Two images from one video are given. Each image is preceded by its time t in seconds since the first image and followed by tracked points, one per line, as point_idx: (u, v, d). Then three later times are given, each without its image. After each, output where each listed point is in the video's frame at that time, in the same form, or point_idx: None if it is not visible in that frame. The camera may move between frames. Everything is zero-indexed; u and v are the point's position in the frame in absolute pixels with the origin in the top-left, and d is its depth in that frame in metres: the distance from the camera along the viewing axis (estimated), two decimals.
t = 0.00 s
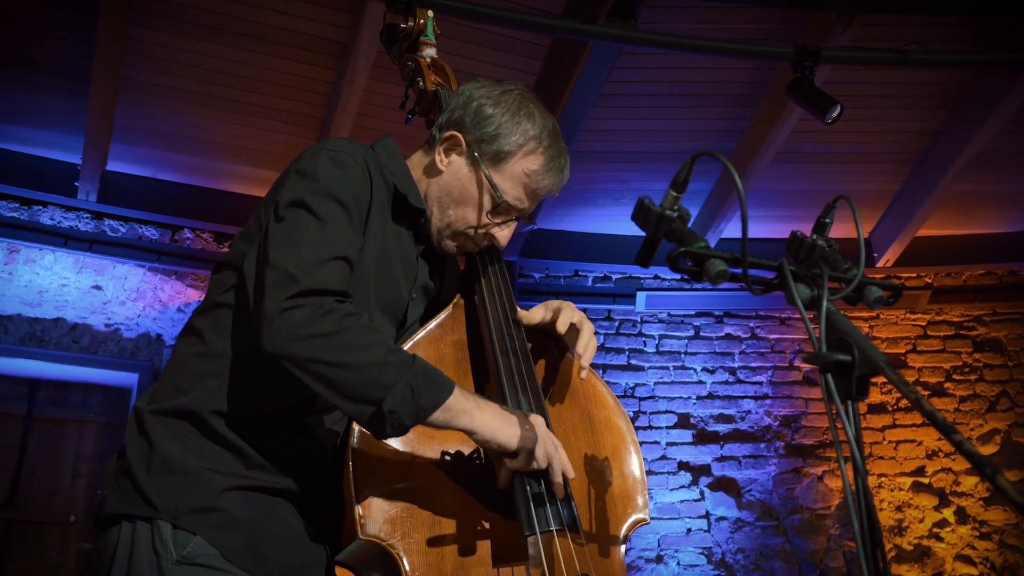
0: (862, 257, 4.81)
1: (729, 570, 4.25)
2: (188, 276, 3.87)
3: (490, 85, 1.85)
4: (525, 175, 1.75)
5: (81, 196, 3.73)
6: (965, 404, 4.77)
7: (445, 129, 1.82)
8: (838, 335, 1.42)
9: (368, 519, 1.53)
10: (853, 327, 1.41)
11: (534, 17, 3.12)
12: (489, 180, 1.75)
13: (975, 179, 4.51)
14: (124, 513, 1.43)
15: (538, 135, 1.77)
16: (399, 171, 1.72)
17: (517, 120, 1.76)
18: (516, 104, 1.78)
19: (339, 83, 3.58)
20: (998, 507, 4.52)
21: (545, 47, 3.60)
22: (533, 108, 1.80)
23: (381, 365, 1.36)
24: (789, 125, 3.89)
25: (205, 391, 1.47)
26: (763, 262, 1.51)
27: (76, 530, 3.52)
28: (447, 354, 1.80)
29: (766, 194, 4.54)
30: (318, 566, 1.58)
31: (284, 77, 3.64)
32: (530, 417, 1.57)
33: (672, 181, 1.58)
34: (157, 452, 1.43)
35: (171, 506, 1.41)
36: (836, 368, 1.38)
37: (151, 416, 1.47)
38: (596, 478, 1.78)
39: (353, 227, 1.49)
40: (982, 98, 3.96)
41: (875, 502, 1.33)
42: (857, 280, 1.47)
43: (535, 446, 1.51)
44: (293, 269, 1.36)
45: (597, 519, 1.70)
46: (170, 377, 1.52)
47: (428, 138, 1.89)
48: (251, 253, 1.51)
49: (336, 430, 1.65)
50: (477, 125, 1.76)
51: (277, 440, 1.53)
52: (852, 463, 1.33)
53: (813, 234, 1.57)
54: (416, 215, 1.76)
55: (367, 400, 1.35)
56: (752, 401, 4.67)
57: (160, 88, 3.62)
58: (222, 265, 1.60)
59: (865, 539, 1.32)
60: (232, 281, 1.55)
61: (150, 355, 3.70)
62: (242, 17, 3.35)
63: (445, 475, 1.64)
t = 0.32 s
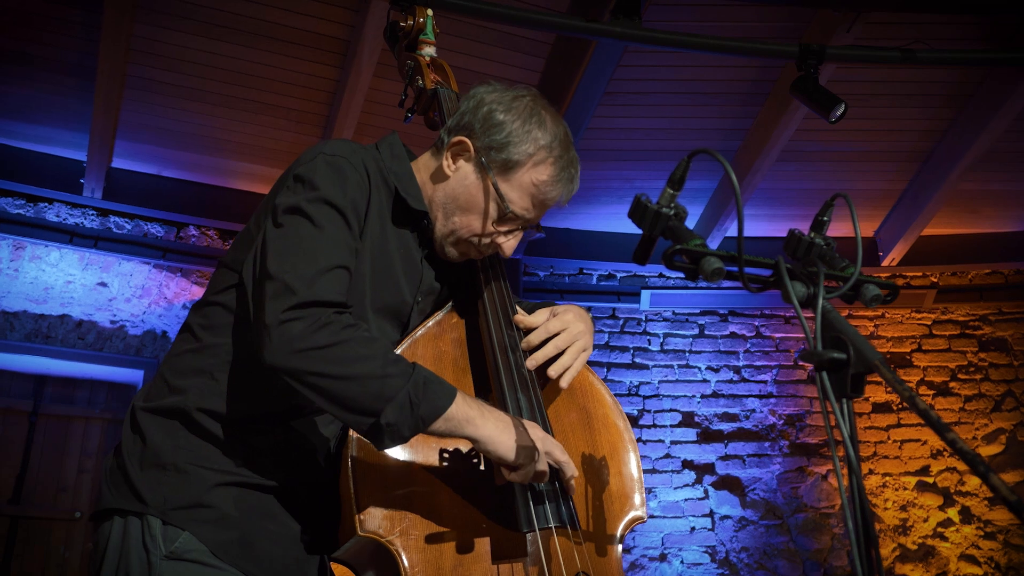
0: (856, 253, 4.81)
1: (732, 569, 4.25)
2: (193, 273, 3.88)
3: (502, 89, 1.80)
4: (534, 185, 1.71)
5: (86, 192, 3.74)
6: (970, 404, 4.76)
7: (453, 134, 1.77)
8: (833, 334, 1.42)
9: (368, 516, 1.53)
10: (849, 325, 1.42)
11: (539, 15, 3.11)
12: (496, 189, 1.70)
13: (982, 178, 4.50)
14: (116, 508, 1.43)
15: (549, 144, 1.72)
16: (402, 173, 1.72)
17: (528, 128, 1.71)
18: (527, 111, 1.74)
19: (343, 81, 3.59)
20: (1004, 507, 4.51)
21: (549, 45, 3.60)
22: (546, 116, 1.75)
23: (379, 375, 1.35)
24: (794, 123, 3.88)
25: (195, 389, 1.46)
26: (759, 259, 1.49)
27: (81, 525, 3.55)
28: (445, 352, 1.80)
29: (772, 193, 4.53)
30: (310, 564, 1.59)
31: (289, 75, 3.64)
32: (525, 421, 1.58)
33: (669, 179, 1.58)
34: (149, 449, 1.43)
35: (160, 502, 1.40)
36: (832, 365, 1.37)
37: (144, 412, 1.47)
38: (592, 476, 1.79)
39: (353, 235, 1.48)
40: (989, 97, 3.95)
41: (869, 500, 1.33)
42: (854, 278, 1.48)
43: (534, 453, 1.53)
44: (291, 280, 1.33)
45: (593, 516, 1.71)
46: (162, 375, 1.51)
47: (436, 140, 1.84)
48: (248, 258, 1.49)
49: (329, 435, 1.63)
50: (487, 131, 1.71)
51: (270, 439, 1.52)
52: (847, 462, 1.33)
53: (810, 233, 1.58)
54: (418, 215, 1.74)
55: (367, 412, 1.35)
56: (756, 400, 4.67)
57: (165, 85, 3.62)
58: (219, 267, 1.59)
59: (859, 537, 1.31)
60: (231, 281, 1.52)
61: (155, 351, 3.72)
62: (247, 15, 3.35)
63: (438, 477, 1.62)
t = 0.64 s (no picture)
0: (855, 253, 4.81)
1: (736, 568, 4.24)
2: (197, 271, 3.88)
3: (509, 89, 1.79)
4: (538, 188, 1.71)
5: (90, 191, 3.75)
6: (974, 403, 4.75)
7: (458, 134, 1.77)
8: (827, 332, 1.42)
9: (366, 514, 1.54)
10: (843, 324, 1.41)
11: (542, 13, 3.11)
12: (500, 191, 1.71)
13: (986, 177, 4.49)
14: (119, 505, 1.43)
15: (554, 147, 1.71)
16: (405, 173, 1.71)
17: (534, 131, 1.71)
18: (534, 113, 1.74)
19: (346, 79, 3.59)
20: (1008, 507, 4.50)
21: (552, 43, 3.60)
22: (552, 118, 1.75)
23: (376, 379, 1.37)
24: (797, 121, 3.87)
25: (196, 389, 1.46)
26: (754, 258, 1.50)
27: (86, 522, 3.55)
28: (444, 353, 1.80)
29: (775, 192, 4.52)
30: (313, 562, 1.59)
31: (292, 73, 3.65)
32: (524, 419, 1.57)
33: (664, 178, 1.59)
34: (153, 446, 1.44)
35: (164, 499, 1.41)
36: (826, 364, 1.38)
37: (147, 410, 1.49)
38: (587, 477, 1.79)
39: (353, 238, 1.48)
40: (993, 95, 3.94)
41: (864, 501, 1.33)
42: (850, 278, 1.49)
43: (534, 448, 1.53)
44: (287, 287, 1.33)
45: (586, 517, 1.72)
46: (165, 375, 1.51)
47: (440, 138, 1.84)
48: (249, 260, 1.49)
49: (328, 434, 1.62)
50: (492, 134, 1.71)
51: (270, 437, 1.52)
52: (841, 461, 1.33)
53: (808, 232, 1.58)
54: (422, 217, 1.74)
55: (366, 415, 1.37)
56: (760, 399, 4.67)
57: (169, 83, 3.63)
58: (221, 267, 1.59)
59: (853, 537, 1.32)
60: (233, 282, 1.52)
61: (159, 349, 3.73)
62: (251, 13, 3.36)
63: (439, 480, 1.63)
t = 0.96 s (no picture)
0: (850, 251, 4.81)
1: (740, 567, 4.25)
2: (201, 270, 3.91)
3: (507, 92, 1.79)
4: (535, 191, 1.72)
5: (95, 189, 3.76)
6: (978, 402, 4.74)
7: (457, 135, 1.77)
8: (821, 330, 1.42)
9: (364, 513, 1.54)
10: (837, 321, 1.41)
11: (544, 11, 3.11)
12: (497, 193, 1.71)
13: (990, 175, 4.48)
14: (118, 502, 1.43)
15: (552, 151, 1.72)
16: (400, 172, 1.71)
17: (532, 133, 1.71)
18: (532, 116, 1.74)
19: (349, 78, 3.60)
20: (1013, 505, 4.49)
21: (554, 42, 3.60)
22: (550, 122, 1.75)
23: (377, 371, 1.37)
24: (800, 120, 3.86)
25: (194, 386, 1.47)
26: (749, 256, 1.50)
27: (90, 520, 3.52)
28: (442, 352, 1.81)
29: (778, 190, 4.52)
30: (312, 560, 1.58)
31: (295, 72, 3.65)
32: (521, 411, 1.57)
33: (661, 176, 1.57)
34: (152, 443, 1.44)
35: (163, 496, 1.41)
36: (820, 361, 1.37)
37: (146, 408, 1.49)
38: (583, 478, 1.80)
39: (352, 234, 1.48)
40: (998, 93, 3.93)
41: (857, 497, 1.33)
42: (846, 276, 1.48)
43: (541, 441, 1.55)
44: (288, 285, 1.34)
45: (583, 518, 1.73)
46: (164, 373, 1.52)
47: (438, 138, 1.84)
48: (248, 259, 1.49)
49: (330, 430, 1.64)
50: (490, 136, 1.71)
51: (270, 434, 1.52)
52: (836, 459, 1.33)
53: (804, 229, 1.57)
54: (418, 215, 1.74)
55: (369, 408, 1.37)
56: (763, 397, 4.66)
57: (172, 82, 3.63)
58: (219, 269, 1.59)
59: (847, 534, 1.32)
60: (232, 281, 1.53)
61: (163, 347, 3.74)
62: (254, 12, 3.37)
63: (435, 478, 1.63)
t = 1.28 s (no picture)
0: (850, 248, 4.79)
1: (744, 565, 4.24)
2: (205, 267, 3.93)
3: (505, 91, 1.80)
4: (532, 191, 1.72)
5: (99, 187, 3.77)
6: (984, 400, 4.73)
7: (455, 133, 1.77)
8: (818, 326, 1.41)
9: (359, 509, 1.55)
10: (834, 318, 1.40)
11: (548, 8, 3.10)
12: (495, 192, 1.71)
13: (995, 172, 4.46)
14: (117, 498, 1.44)
15: (549, 151, 1.73)
16: (396, 170, 1.71)
17: (529, 134, 1.72)
18: (530, 116, 1.75)
19: (353, 75, 3.60)
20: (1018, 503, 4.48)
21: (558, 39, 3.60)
22: (546, 122, 1.76)
23: (360, 371, 1.37)
24: (804, 117, 3.86)
25: (192, 383, 1.47)
26: (746, 253, 1.49)
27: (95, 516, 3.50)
28: (437, 350, 1.82)
29: (782, 187, 4.50)
30: (311, 556, 1.59)
31: (298, 69, 3.66)
32: (503, 407, 1.58)
33: (657, 173, 1.58)
34: (150, 439, 1.44)
35: (161, 492, 1.41)
36: (817, 358, 1.37)
37: (144, 405, 1.49)
38: (581, 475, 1.81)
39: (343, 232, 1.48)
40: (1003, 90, 3.92)
41: (854, 496, 1.32)
42: (844, 271, 1.47)
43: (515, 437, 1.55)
44: (274, 283, 1.34)
45: (582, 515, 1.74)
46: (162, 369, 1.52)
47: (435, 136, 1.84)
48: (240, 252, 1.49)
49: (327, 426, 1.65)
50: (489, 134, 1.72)
51: (267, 431, 1.52)
52: (831, 456, 1.33)
53: (804, 226, 1.57)
54: (414, 213, 1.74)
55: (352, 407, 1.37)
56: (768, 395, 4.66)
57: (176, 80, 3.64)
58: (218, 263, 1.59)
59: (844, 532, 1.31)
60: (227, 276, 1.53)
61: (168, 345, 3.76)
62: (257, 10, 3.37)
63: (432, 475, 1.64)
